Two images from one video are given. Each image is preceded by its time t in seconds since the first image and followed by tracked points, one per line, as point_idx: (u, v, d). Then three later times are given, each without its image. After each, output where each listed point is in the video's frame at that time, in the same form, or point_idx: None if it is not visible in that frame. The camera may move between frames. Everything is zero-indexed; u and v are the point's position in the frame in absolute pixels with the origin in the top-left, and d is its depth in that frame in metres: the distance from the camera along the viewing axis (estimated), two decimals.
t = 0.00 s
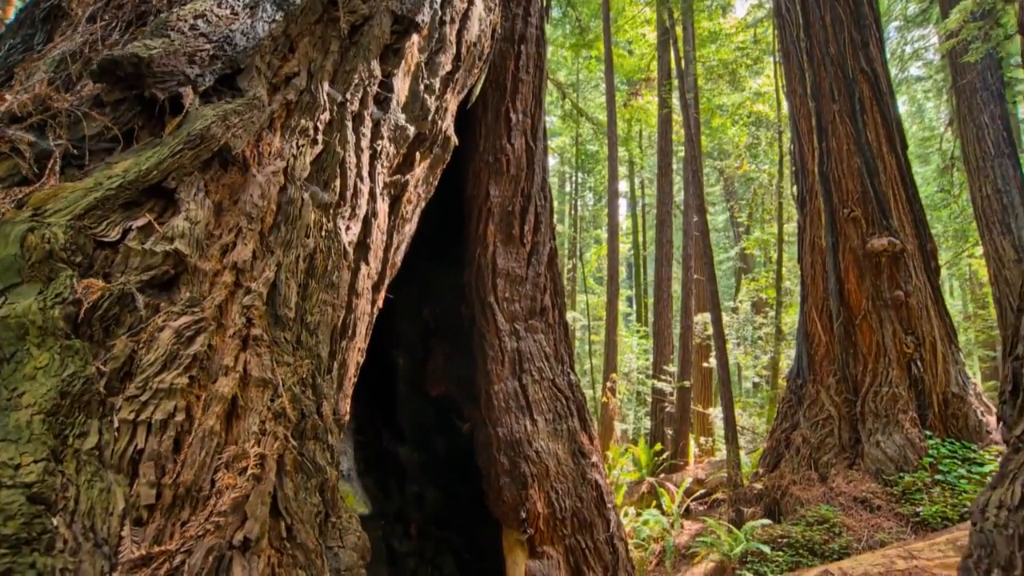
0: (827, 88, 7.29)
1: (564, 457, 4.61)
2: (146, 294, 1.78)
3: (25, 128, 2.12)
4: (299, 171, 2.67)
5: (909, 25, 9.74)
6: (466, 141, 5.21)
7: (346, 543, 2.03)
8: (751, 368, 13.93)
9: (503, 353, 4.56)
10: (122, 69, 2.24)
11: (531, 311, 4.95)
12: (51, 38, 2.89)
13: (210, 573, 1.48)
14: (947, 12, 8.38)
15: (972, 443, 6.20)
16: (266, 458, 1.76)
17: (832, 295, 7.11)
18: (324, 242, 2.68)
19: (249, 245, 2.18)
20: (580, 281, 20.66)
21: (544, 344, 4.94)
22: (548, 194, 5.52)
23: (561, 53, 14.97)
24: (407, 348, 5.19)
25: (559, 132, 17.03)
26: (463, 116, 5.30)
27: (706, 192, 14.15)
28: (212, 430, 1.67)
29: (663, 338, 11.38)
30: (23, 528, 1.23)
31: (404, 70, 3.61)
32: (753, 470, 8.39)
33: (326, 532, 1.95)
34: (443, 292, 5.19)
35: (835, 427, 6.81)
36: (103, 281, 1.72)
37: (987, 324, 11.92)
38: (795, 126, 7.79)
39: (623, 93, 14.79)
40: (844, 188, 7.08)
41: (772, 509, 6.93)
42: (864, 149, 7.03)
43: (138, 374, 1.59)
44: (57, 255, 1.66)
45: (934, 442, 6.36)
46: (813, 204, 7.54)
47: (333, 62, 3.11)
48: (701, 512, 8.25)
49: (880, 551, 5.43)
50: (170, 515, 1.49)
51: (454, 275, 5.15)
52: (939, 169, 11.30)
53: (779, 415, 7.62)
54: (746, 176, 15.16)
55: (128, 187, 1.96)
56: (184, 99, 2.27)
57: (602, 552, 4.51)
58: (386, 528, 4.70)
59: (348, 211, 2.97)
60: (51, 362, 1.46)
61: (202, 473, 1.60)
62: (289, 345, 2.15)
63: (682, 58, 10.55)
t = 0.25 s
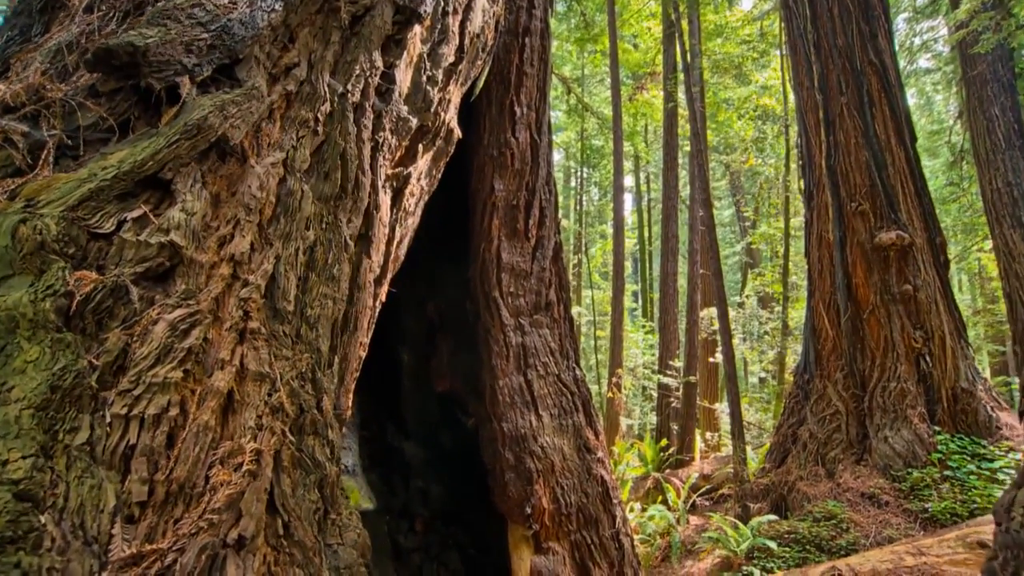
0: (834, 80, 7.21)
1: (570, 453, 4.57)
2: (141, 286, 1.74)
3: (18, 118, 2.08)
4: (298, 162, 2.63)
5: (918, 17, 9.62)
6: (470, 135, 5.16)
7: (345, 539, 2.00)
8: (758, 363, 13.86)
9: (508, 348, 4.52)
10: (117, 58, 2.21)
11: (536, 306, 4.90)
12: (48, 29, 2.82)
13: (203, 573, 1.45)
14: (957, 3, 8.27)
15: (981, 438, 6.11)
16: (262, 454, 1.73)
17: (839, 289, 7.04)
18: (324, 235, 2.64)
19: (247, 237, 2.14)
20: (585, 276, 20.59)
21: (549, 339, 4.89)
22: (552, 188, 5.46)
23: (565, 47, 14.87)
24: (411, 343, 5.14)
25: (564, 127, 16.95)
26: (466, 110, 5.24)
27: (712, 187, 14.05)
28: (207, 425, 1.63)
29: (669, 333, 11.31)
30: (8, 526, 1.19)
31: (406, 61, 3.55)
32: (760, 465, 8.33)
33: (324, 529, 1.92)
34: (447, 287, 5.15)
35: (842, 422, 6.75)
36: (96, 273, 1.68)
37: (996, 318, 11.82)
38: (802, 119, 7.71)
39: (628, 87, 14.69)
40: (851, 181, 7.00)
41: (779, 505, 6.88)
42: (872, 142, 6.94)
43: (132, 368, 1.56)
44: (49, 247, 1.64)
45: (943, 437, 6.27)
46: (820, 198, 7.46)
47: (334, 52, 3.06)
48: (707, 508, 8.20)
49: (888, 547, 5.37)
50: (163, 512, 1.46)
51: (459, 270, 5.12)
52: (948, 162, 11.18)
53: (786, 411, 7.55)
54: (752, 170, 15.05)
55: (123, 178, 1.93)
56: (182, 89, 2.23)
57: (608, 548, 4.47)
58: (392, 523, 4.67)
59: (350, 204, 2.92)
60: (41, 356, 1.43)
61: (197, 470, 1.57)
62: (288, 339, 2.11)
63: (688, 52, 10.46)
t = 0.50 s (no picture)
0: (842, 73, 7.13)
1: (575, 448, 4.53)
2: (134, 278, 1.70)
3: (10, 108, 2.03)
4: (298, 154, 2.59)
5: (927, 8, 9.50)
6: (474, 128, 5.12)
7: (342, 537, 1.98)
8: (764, 358, 13.78)
9: (513, 343, 4.48)
10: (112, 46, 2.21)
11: (541, 300, 4.85)
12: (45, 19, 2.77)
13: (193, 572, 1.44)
14: None
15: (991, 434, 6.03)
16: (258, 450, 1.70)
17: (846, 283, 6.98)
18: (324, 227, 2.60)
19: (245, 229, 2.09)
20: (590, 271, 20.52)
21: (554, 334, 4.85)
22: (557, 182, 5.40)
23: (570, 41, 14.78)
24: (415, 337, 5.11)
25: (569, 122, 16.87)
26: (469, 103, 5.20)
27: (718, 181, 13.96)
28: (202, 419, 1.60)
29: (674, 329, 11.25)
30: None
31: (408, 51, 3.50)
32: (766, 460, 8.27)
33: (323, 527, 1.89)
34: (451, 281, 5.11)
35: (849, 418, 6.69)
36: (88, 265, 1.65)
37: (1005, 313, 11.70)
38: (809, 111, 7.63)
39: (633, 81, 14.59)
40: (859, 175, 6.94)
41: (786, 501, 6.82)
42: (880, 135, 6.87)
43: (124, 361, 1.52)
44: (40, 239, 1.61)
45: (952, 432, 6.19)
46: (826, 191, 7.39)
47: (335, 43, 3.01)
48: (713, 503, 8.16)
49: (897, 543, 5.31)
50: (154, 510, 1.42)
51: (463, 265, 5.07)
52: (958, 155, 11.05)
53: (793, 406, 7.48)
54: (758, 164, 14.93)
55: (117, 169, 1.90)
56: (178, 79, 2.19)
57: (613, 544, 4.43)
58: (396, 517, 4.58)
59: (351, 196, 2.88)
60: (31, 349, 1.40)
61: (190, 466, 1.53)
62: (287, 332, 2.07)
63: (694, 45, 10.37)
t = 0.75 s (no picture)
0: (850, 65, 7.04)
1: (580, 443, 4.49)
2: (127, 271, 1.66)
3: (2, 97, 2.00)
4: (296, 145, 2.55)
5: None
6: (479, 122, 5.06)
7: (340, 534, 1.95)
8: (770, 353, 13.71)
9: (517, 338, 4.44)
10: (106, 34, 2.17)
11: (546, 295, 4.81)
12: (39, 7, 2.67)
13: (185, 571, 1.41)
14: None
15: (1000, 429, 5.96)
16: (254, 446, 1.66)
17: (854, 278, 6.90)
18: (324, 219, 2.56)
19: (242, 220, 2.05)
20: (596, 267, 20.45)
21: (559, 329, 4.80)
22: (562, 175, 5.35)
23: (575, 36, 14.69)
24: (420, 332, 5.03)
25: (574, 117, 16.77)
26: (473, 95, 5.13)
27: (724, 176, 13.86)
28: (195, 415, 1.56)
29: (680, 324, 11.18)
30: None
31: (410, 42, 3.45)
32: (773, 456, 8.21)
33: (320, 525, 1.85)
34: (456, 276, 5.06)
35: (857, 413, 6.63)
36: (80, 257, 1.61)
37: (1015, 308, 11.59)
38: (816, 104, 7.54)
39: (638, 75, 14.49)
40: (867, 168, 6.85)
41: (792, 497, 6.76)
42: (889, 128, 6.78)
43: (115, 355, 1.48)
44: (30, 230, 1.61)
45: (961, 428, 6.12)
46: (834, 185, 7.31)
47: (335, 33, 2.96)
48: (719, 499, 8.11)
49: (904, 540, 5.26)
50: (145, 507, 1.40)
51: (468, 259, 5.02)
52: (967, 149, 10.93)
53: (800, 401, 7.41)
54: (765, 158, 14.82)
55: (111, 159, 1.86)
56: (174, 68, 2.15)
57: (619, 540, 4.40)
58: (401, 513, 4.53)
59: (351, 188, 2.83)
60: (19, 343, 1.40)
61: (182, 462, 1.49)
62: (284, 326, 2.03)
63: (699, 38, 10.27)
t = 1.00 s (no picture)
0: (858, 57, 6.95)
1: (585, 439, 4.44)
2: (119, 262, 1.63)
3: None
4: (295, 136, 2.51)
5: None
6: (483, 115, 5.00)
7: (337, 533, 1.91)
8: (777, 349, 13.63)
9: (522, 333, 4.39)
10: (99, 23, 2.14)
11: (551, 289, 4.76)
12: None
13: (175, 571, 1.36)
14: None
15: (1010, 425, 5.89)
16: (250, 444, 1.63)
17: (862, 272, 6.83)
18: (323, 211, 2.52)
19: (238, 211, 2.01)
20: (601, 262, 20.38)
21: (564, 324, 4.75)
22: (566, 169, 5.29)
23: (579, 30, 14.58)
24: (424, 328, 4.99)
25: (579, 112, 16.68)
26: (476, 88, 5.08)
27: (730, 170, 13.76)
28: (189, 410, 1.52)
29: (685, 319, 11.11)
30: None
31: (411, 33, 3.40)
32: (779, 452, 8.15)
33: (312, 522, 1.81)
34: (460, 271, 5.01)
35: (864, 409, 6.57)
36: (71, 248, 1.58)
37: None
38: (823, 97, 7.45)
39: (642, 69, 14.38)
40: (875, 161, 6.77)
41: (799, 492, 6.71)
42: (897, 121, 6.69)
43: (105, 348, 1.45)
44: (19, 221, 1.57)
45: (970, 424, 6.06)
46: (841, 179, 7.23)
47: (335, 23, 2.92)
48: (725, 495, 8.06)
49: (913, 536, 5.20)
50: (134, 505, 1.36)
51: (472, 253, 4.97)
52: (976, 142, 10.80)
53: (806, 397, 7.35)
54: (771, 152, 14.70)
55: (104, 149, 1.83)
56: (169, 57, 2.11)
57: (624, 536, 4.35)
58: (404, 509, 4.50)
59: (352, 180, 2.79)
60: (7, 335, 1.38)
61: (174, 458, 1.46)
62: (282, 319, 1.98)
63: (705, 31, 10.17)
